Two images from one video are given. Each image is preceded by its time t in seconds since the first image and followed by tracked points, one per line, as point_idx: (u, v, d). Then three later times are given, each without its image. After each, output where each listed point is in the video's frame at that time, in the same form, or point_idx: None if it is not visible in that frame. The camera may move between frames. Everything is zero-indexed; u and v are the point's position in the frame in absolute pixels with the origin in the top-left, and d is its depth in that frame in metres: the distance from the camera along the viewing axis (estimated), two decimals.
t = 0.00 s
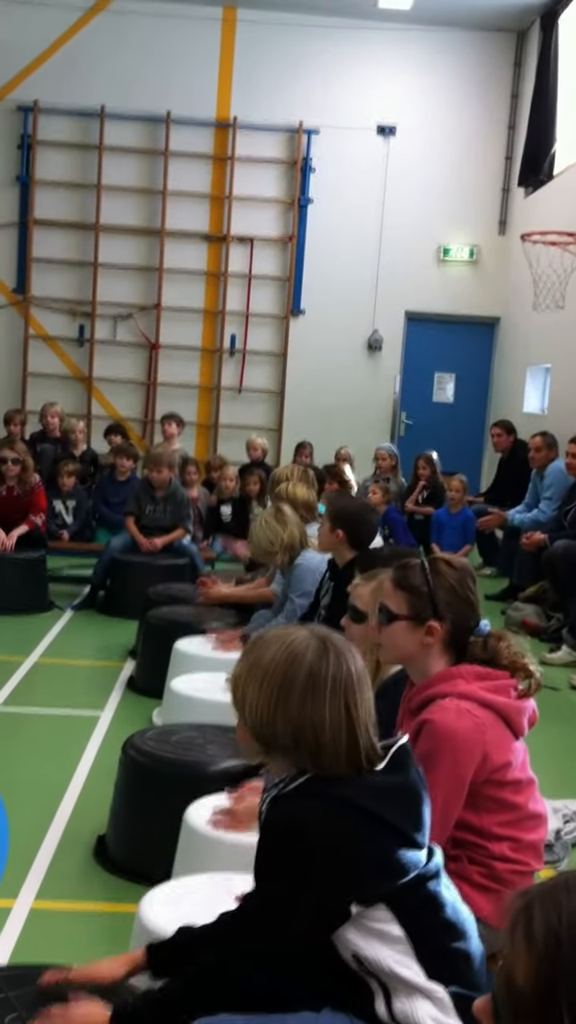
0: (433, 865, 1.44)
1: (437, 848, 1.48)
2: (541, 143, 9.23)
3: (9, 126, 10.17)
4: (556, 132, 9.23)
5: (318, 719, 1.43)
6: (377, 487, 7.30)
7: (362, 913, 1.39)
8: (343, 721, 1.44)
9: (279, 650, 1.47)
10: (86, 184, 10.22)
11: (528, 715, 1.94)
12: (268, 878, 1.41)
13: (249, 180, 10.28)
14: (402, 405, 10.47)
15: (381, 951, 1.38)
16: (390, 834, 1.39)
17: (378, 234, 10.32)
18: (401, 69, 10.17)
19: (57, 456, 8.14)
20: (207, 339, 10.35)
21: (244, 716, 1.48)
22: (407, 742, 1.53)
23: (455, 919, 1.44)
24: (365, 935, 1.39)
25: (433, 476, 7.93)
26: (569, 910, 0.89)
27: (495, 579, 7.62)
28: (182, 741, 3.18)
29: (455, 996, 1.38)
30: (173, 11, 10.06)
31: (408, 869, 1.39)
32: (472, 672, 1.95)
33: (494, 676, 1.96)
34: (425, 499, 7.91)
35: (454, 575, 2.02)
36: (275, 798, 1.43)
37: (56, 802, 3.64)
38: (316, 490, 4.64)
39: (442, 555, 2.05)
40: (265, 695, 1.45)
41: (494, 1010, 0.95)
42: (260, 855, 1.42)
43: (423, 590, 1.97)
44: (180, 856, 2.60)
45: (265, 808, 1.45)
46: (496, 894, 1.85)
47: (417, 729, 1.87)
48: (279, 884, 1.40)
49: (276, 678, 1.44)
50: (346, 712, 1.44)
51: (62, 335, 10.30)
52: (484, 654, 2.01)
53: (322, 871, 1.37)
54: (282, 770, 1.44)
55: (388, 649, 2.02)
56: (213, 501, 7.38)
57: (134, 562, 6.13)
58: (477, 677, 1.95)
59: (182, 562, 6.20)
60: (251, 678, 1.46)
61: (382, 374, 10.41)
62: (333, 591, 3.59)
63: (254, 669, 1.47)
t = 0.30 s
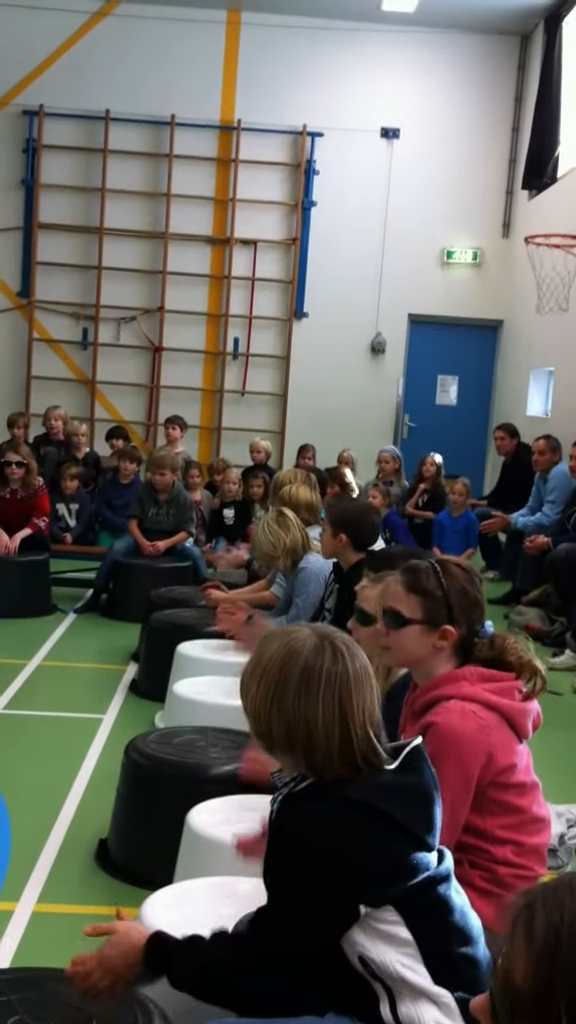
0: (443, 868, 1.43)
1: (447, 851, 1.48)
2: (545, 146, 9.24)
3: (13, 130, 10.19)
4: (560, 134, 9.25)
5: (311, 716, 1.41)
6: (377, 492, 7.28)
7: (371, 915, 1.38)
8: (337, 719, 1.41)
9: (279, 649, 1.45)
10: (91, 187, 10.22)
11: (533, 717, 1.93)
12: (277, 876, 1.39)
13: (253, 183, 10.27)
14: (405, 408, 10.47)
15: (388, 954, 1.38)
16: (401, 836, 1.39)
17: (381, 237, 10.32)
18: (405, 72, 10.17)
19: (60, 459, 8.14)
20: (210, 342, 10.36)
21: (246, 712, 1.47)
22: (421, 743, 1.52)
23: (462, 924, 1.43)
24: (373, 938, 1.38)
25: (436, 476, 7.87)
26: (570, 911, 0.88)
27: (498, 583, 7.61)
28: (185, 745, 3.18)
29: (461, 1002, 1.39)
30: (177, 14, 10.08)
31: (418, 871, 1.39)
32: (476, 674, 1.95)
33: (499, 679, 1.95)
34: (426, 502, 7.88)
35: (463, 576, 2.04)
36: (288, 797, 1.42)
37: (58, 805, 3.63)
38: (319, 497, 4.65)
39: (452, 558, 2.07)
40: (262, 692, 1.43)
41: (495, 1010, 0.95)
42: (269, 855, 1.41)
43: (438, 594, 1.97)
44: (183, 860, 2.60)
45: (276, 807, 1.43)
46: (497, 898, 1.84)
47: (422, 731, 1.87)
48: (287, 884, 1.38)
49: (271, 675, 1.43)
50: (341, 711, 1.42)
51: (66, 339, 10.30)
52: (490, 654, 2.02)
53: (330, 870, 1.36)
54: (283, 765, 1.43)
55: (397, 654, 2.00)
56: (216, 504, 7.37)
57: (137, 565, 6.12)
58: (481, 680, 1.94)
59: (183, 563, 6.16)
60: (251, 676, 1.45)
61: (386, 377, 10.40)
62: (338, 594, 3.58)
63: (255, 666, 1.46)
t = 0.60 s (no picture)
0: (434, 871, 1.41)
1: (437, 853, 1.46)
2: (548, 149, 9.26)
3: (16, 132, 10.19)
4: (563, 137, 9.26)
5: (280, 730, 1.40)
6: (381, 493, 7.24)
7: (361, 923, 1.37)
8: (305, 733, 1.40)
9: (255, 663, 1.45)
10: (93, 190, 10.22)
11: (539, 720, 1.93)
12: (266, 884, 1.39)
13: (255, 186, 10.27)
14: (407, 411, 10.46)
15: (384, 960, 1.37)
16: (390, 841, 1.37)
17: (384, 240, 10.32)
18: (408, 75, 10.18)
19: (63, 461, 8.13)
20: (212, 344, 10.35)
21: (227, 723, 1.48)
22: (406, 747, 1.49)
23: (459, 926, 1.42)
24: (366, 944, 1.37)
25: (444, 480, 7.88)
26: (572, 913, 0.87)
27: (501, 587, 7.61)
28: (188, 747, 3.17)
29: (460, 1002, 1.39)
30: (180, 16, 10.09)
31: (410, 876, 1.37)
32: (484, 677, 1.93)
33: (506, 682, 1.94)
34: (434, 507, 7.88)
35: (466, 579, 2.02)
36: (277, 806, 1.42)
37: (61, 808, 3.63)
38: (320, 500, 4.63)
39: (455, 560, 2.06)
40: (236, 706, 1.44)
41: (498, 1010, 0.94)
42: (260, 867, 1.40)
43: (439, 596, 1.97)
44: (186, 863, 2.59)
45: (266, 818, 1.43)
46: (502, 902, 1.82)
47: (430, 735, 1.87)
48: (276, 895, 1.37)
49: (244, 689, 1.43)
50: (311, 724, 1.41)
51: (68, 341, 10.29)
52: (496, 659, 1.99)
53: (319, 878, 1.35)
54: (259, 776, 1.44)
55: (400, 656, 2.01)
56: (219, 506, 7.37)
57: (139, 567, 6.12)
58: (489, 683, 1.93)
59: (184, 568, 6.17)
60: (230, 688, 1.46)
61: (388, 380, 10.40)
62: (335, 599, 3.56)
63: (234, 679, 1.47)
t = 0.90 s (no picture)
0: (436, 875, 1.42)
1: (439, 857, 1.47)
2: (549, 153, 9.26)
3: (19, 136, 10.19)
4: (564, 141, 9.27)
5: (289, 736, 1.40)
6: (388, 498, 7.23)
7: (366, 926, 1.37)
8: (312, 743, 1.40)
9: (260, 669, 1.44)
10: (95, 193, 10.24)
11: (539, 724, 1.93)
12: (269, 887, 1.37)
13: (257, 190, 10.27)
14: (409, 415, 10.46)
15: (387, 964, 1.38)
16: (393, 846, 1.37)
17: (386, 243, 10.32)
18: (409, 79, 10.19)
19: (65, 465, 8.13)
20: (214, 348, 10.35)
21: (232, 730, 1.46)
22: (408, 750, 1.50)
23: (460, 930, 1.43)
24: (370, 949, 1.37)
25: (451, 482, 7.86)
26: None
27: (503, 590, 7.61)
28: (190, 751, 3.17)
29: (463, 1004, 1.42)
30: (183, 21, 10.12)
31: (412, 880, 1.38)
32: (484, 683, 1.93)
33: (507, 686, 1.94)
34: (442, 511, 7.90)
35: (465, 582, 2.01)
36: (277, 813, 1.40)
37: (63, 811, 3.63)
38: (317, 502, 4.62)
39: (454, 564, 2.04)
40: (243, 713, 1.43)
41: (507, 1013, 0.97)
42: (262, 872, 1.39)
43: (437, 599, 1.97)
44: (188, 866, 2.59)
45: (266, 824, 1.41)
46: (507, 905, 1.83)
47: (431, 741, 1.86)
48: (278, 900, 1.36)
49: (251, 698, 1.42)
50: (320, 733, 1.40)
51: (70, 344, 10.29)
52: (497, 662, 1.98)
53: (322, 884, 1.34)
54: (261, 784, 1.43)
55: (401, 659, 2.01)
56: (220, 509, 7.36)
57: (142, 571, 6.12)
58: (489, 688, 1.93)
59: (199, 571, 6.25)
60: (235, 696, 1.45)
61: (390, 383, 10.40)
62: (335, 604, 3.55)
63: (240, 686, 1.45)
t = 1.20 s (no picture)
0: (442, 877, 1.42)
1: (445, 860, 1.47)
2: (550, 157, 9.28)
3: (21, 139, 10.21)
4: (565, 145, 9.28)
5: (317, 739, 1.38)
6: (396, 501, 7.25)
7: (374, 924, 1.35)
8: (341, 744, 1.38)
9: (282, 670, 1.41)
10: (97, 197, 10.25)
11: (538, 727, 1.93)
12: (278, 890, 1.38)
13: (259, 194, 10.29)
14: (410, 418, 10.47)
15: (394, 964, 1.36)
16: (398, 846, 1.37)
17: (386, 247, 10.33)
18: (410, 83, 10.20)
19: (66, 468, 8.14)
20: (215, 351, 10.36)
21: (246, 734, 1.43)
22: (413, 754, 1.50)
23: (464, 933, 1.43)
24: (376, 948, 1.36)
25: (450, 486, 7.81)
26: None
27: (503, 593, 7.62)
28: (191, 754, 3.18)
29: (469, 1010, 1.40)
30: (184, 25, 10.13)
31: (415, 881, 1.37)
32: (481, 688, 1.93)
33: (504, 691, 1.94)
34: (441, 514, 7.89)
35: (465, 587, 2.02)
36: (281, 812, 1.41)
37: (63, 814, 3.64)
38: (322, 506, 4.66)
39: (454, 568, 2.05)
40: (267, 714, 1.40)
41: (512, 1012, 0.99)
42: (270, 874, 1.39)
43: (437, 603, 1.97)
44: (188, 870, 2.60)
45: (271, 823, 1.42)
46: (507, 911, 1.84)
47: (427, 748, 1.86)
48: (293, 903, 1.36)
49: (276, 700, 1.39)
50: (347, 734, 1.39)
51: (71, 348, 10.30)
52: (496, 667, 1.99)
53: (330, 884, 1.34)
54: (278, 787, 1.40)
55: (400, 663, 2.02)
56: (222, 512, 7.37)
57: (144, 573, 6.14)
58: (486, 693, 1.93)
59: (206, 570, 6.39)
60: (255, 698, 1.41)
61: (391, 386, 10.41)
62: (337, 606, 3.57)
63: (258, 688, 1.42)
